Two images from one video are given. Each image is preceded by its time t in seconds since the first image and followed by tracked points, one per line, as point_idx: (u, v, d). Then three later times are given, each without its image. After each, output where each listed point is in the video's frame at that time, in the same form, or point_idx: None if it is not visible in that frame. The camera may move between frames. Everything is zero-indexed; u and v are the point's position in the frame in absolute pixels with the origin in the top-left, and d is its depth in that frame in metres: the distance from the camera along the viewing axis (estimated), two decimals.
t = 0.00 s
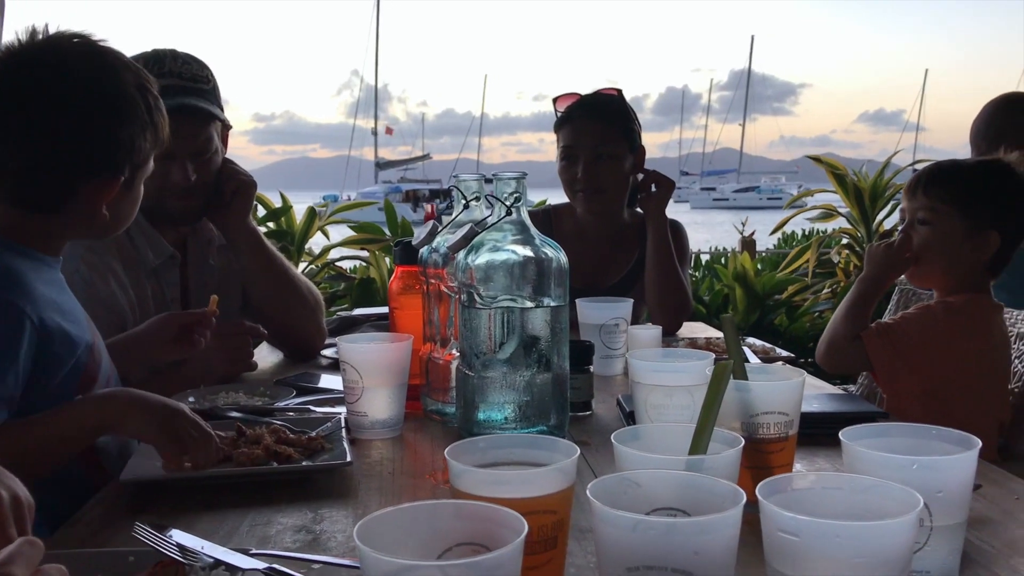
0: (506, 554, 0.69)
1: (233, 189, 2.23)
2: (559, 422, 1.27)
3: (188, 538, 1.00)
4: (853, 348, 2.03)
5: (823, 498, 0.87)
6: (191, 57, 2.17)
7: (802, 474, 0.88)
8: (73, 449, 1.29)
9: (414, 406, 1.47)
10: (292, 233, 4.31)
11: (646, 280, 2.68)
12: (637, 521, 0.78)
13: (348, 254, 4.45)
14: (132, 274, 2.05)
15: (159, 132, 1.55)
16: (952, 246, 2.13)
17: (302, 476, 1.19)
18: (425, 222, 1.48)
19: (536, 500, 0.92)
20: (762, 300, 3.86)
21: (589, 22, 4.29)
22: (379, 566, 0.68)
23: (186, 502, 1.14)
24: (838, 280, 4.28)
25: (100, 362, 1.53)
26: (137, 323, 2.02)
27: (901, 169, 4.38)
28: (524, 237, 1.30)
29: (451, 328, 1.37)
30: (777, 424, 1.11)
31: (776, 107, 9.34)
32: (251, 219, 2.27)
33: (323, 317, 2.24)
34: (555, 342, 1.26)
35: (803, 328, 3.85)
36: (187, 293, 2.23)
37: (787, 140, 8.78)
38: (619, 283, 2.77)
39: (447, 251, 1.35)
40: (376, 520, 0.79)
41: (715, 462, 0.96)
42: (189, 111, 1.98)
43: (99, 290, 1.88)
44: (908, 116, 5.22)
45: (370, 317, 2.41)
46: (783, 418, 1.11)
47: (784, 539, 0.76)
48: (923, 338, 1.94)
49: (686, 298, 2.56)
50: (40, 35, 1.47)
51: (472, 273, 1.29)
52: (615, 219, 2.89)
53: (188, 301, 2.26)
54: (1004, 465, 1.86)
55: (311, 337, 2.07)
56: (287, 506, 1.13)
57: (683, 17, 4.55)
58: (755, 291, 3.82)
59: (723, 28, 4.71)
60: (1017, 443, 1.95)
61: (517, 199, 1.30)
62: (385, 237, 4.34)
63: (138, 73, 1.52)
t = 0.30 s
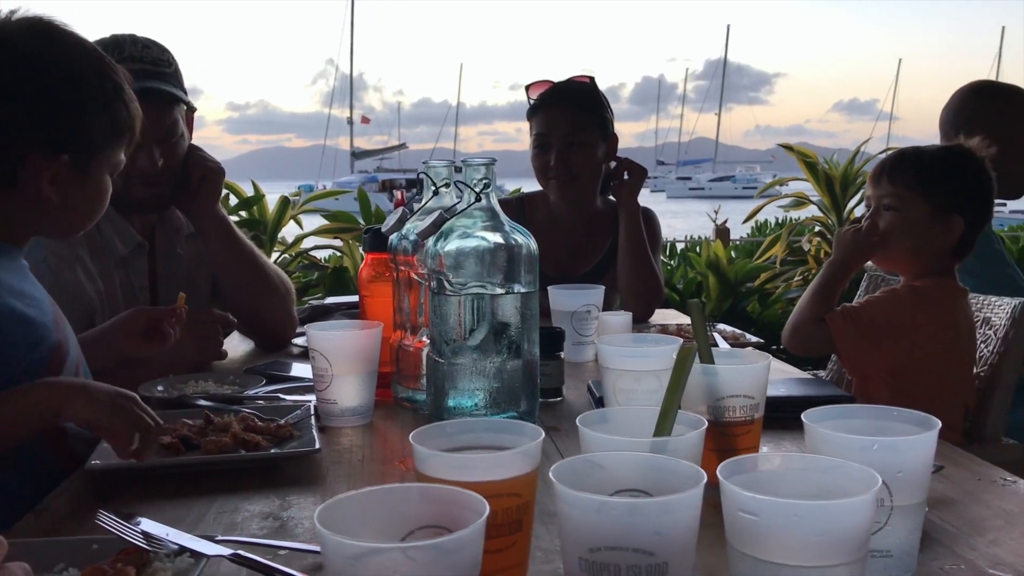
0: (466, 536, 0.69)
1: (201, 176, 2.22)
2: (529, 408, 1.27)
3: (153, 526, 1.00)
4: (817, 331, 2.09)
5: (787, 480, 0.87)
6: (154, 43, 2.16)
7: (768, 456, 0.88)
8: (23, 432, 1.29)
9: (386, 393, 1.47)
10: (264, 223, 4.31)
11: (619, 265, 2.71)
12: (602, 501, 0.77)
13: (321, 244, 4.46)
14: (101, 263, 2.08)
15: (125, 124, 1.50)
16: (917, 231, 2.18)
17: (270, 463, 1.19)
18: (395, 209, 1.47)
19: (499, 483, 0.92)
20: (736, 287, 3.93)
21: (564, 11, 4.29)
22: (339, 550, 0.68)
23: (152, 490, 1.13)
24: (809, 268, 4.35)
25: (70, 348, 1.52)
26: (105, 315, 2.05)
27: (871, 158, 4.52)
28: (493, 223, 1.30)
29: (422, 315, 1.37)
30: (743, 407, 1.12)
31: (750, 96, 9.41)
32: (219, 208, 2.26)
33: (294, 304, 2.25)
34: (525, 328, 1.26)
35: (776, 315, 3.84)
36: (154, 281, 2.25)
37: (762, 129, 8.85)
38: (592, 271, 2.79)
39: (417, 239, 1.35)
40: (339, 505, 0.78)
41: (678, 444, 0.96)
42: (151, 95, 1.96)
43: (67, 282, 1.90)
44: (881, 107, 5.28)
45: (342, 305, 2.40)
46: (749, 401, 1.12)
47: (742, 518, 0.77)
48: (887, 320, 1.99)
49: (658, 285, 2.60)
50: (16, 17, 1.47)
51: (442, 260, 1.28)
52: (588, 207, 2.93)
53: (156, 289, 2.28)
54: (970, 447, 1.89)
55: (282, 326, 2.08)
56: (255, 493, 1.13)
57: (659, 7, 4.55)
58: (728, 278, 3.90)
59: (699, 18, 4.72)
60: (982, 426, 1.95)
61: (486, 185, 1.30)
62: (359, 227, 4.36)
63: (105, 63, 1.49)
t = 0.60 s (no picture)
0: (435, 519, 0.69)
1: (174, 161, 2.25)
2: (504, 394, 1.27)
3: (124, 513, 1.00)
4: (790, 321, 2.08)
5: (761, 464, 0.87)
6: (128, 25, 2.14)
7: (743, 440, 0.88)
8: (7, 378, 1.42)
9: (361, 380, 1.46)
10: (239, 209, 4.33)
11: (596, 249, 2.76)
12: (574, 485, 0.77)
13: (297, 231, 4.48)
14: (70, 248, 2.09)
15: (81, 124, 1.47)
16: (887, 217, 2.23)
17: (244, 449, 1.18)
18: (369, 194, 1.47)
19: (471, 467, 0.91)
20: (712, 273, 3.98)
21: None
22: (309, 535, 0.67)
23: (122, 477, 1.12)
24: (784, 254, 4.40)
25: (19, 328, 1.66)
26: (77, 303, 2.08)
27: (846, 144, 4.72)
28: (468, 209, 1.30)
29: (396, 301, 1.37)
30: (716, 391, 1.12)
31: (728, 84, 9.44)
32: (194, 190, 2.28)
33: (268, 287, 2.25)
34: (500, 314, 1.26)
35: (753, 301, 3.90)
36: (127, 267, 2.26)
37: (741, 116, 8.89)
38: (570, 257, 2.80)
39: (392, 224, 1.34)
40: (305, 491, 0.77)
41: (650, 427, 0.96)
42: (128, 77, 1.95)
43: (37, 266, 1.96)
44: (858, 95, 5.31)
45: (319, 292, 2.38)
46: (722, 385, 1.13)
47: (712, 500, 0.77)
48: (860, 307, 2.02)
49: (635, 268, 2.65)
50: None
51: (418, 245, 1.28)
52: (564, 193, 2.97)
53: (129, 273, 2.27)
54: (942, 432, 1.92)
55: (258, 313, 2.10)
56: (228, 479, 1.12)
57: None
58: (704, 265, 3.96)
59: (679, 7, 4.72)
60: (953, 410, 1.98)
61: (461, 169, 1.30)
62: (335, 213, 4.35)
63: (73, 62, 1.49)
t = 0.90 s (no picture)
0: (411, 502, 0.69)
1: (152, 147, 2.32)
2: (485, 379, 1.28)
3: (102, 499, 0.99)
4: (768, 312, 2.11)
5: (736, 447, 0.86)
6: (106, 7, 2.13)
7: (722, 424, 0.87)
8: None
9: (341, 366, 1.46)
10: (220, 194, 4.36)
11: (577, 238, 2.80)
12: (552, 469, 0.75)
13: (279, 218, 4.52)
14: (52, 234, 2.07)
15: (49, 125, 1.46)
16: (861, 203, 2.24)
17: (223, 435, 1.18)
18: (349, 179, 1.46)
19: (448, 451, 0.90)
20: (694, 260, 4.00)
21: None
22: (283, 518, 0.67)
23: (100, 464, 1.12)
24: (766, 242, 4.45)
25: None
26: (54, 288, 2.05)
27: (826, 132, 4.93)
28: (449, 194, 1.29)
29: (377, 286, 1.37)
30: (694, 376, 1.13)
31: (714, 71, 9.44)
32: (170, 175, 2.35)
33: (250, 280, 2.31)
34: (481, 300, 1.27)
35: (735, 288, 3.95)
36: (106, 256, 2.24)
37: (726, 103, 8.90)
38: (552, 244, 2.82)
39: (371, 210, 1.33)
40: (279, 475, 0.76)
41: (627, 412, 0.96)
42: (111, 61, 1.97)
43: (11, 250, 1.93)
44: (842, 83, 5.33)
45: (299, 279, 2.37)
46: (700, 370, 1.13)
47: (688, 483, 0.76)
48: (835, 295, 2.05)
49: (615, 255, 2.69)
50: None
51: (398, 231, 1.27)
52: (546, 178, 3.01)
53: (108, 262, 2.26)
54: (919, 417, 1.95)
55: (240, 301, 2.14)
56: (207, 466, 1.12)
57: None
58: (687, 252, 3.97)
59: None
60: (932, 394, 2.03)
61: (441, 154, 1.29)
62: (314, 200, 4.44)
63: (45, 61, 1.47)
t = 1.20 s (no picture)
0: (391, 483, 0.66)
1: (135, 131, 2.34)
2: (469, 365, 1.27)
3: (84, 485, 0.98)
4: (744, 290, 2.20)
5: (719, 429, 0.82)
6: None
7: (704, 404, 0.82)
8: None
9: (326, 351, 1.47)
10: (205, 181, 4.40)
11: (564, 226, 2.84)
12: (532, 452, 0.71)
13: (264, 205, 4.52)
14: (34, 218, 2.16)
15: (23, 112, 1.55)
16: (842, 187, 2.24)
17: (205, 420, 1.18)
18: (332, 163, 1.45)
19: (429, 434, 0.86)
20: (681, 247, 4.04)
21: None
22: (261, 502, 0.64)
23: (81, 449, 1.11)
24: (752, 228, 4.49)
25: None
26: (38, 273, 2.14)
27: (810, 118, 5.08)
28: (432, 178, 1.28)
29: (361, 272, 1.37)
30: (677, 359, 1.13)
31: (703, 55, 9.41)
32: (154, 159, 2.38)
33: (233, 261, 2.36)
34: (465, 285, 1.26)
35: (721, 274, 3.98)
36: (90, 242, 2.33)
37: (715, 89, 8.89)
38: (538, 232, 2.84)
39: (354, 194, 1.33)
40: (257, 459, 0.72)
41: (610, 394, 0.95)
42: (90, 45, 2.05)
43: None
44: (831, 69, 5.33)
45: (284, 265, 2.36)
46: (683, 353, 1.13)
47: (668, 464, 0.73)
48: (815, 277, 2.08)
49: (601, 244, 2.72)
50: None
51: (382, 216, 1.27)
52: (532, 164, 3.03)
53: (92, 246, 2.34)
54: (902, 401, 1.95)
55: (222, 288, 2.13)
56: (188, 451, 1.11)
57: None
58: (674, 239, 4.01)
59: None
60: (916, 377, 2.09)
61: (424, 138, 1.28)
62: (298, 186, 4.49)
63: (19, 50, 1.55)
